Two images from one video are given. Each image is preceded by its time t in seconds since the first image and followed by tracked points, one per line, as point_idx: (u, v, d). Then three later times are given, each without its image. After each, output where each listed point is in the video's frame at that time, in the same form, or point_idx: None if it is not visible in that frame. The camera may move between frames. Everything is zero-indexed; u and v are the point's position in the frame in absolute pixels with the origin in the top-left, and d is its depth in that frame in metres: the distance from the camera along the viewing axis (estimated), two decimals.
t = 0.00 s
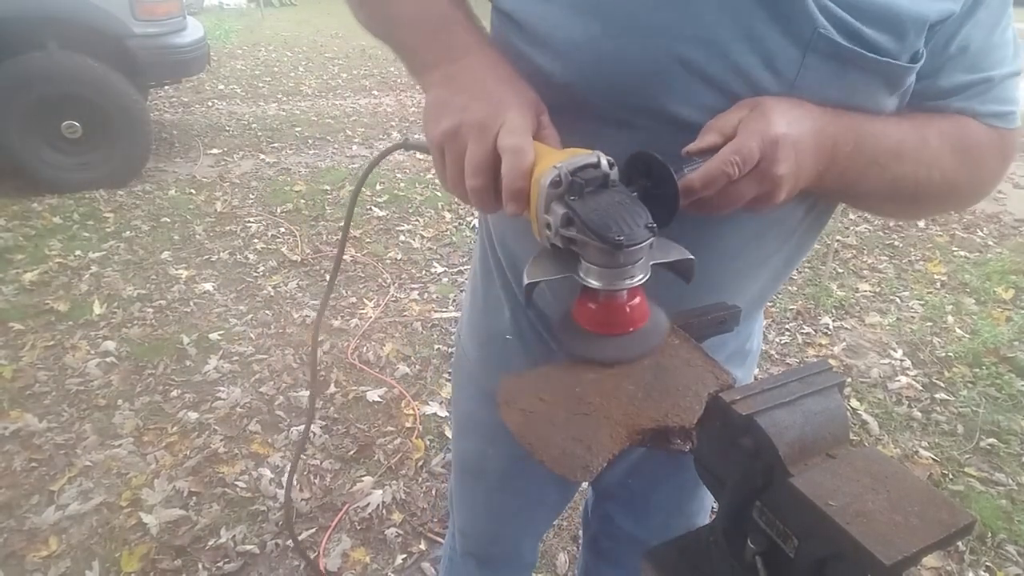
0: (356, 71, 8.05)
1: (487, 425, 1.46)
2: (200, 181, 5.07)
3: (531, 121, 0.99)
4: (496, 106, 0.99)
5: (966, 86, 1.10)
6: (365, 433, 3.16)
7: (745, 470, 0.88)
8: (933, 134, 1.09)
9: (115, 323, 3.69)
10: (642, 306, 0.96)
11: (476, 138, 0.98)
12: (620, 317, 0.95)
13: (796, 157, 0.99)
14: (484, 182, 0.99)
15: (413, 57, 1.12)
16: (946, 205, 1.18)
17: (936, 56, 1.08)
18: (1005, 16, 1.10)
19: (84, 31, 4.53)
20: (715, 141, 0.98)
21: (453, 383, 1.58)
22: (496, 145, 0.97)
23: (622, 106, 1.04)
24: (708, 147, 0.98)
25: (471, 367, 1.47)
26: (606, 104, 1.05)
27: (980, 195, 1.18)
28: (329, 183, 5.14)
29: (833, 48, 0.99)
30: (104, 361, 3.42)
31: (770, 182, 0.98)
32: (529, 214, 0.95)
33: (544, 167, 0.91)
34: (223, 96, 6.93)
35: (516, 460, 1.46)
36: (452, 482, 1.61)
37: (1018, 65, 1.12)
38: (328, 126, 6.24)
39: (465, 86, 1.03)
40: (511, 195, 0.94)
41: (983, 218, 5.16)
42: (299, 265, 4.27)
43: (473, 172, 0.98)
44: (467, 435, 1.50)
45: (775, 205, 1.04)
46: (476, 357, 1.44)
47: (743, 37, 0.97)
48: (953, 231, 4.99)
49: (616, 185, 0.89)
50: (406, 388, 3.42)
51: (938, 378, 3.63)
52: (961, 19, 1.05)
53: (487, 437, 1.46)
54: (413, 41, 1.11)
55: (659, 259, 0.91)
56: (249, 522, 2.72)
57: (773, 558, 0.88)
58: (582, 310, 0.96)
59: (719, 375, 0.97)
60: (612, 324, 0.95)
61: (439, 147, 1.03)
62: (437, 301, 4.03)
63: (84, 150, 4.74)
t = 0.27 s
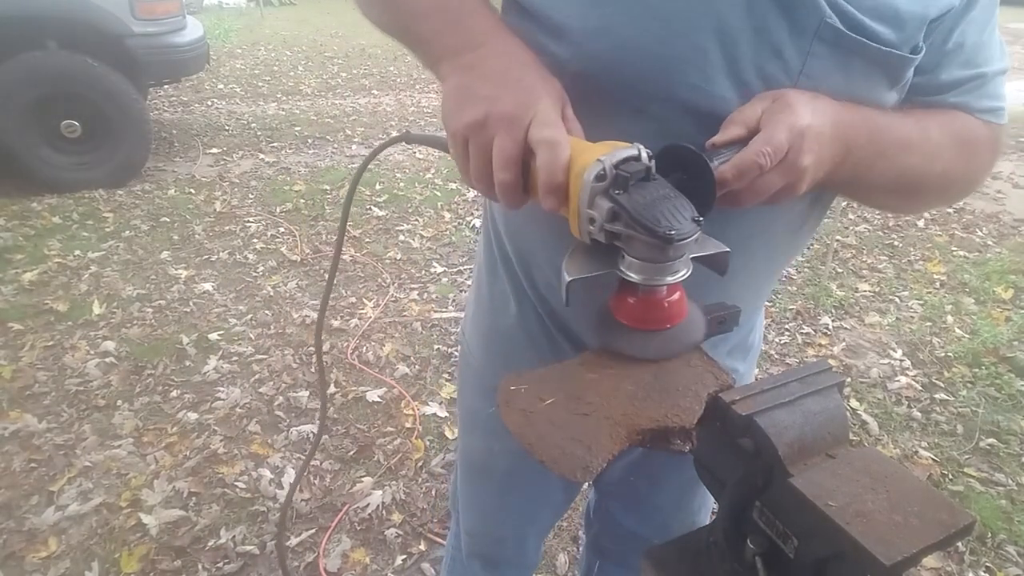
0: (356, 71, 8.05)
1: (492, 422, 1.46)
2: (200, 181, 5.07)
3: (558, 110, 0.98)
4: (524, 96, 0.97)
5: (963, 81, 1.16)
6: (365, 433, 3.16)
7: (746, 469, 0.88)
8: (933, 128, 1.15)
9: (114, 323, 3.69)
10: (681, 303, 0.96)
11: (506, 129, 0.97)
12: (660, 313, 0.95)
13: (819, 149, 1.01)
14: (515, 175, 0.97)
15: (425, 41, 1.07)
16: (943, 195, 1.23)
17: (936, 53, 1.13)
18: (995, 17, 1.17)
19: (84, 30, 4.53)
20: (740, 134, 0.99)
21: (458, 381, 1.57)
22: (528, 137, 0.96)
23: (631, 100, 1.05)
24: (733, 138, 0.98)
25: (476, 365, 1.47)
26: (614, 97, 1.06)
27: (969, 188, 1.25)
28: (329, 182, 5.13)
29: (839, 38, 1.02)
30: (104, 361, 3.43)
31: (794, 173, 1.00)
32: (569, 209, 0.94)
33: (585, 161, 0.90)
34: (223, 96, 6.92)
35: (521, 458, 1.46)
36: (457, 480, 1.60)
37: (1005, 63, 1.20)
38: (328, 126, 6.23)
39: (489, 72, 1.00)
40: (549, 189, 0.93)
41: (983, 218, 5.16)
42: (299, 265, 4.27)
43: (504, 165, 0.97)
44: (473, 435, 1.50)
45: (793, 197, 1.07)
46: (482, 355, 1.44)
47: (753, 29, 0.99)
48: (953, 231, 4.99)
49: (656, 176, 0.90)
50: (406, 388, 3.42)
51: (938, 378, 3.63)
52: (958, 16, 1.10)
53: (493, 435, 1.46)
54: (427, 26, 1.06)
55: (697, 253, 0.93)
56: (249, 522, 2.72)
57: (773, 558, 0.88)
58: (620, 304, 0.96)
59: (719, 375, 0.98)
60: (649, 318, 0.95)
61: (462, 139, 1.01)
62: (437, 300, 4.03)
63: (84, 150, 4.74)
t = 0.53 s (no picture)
0: (356, 71, 8.05)
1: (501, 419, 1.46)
2: (200, 181, 5.07)
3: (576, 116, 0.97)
4: (541, 99, 0.96)
5: (963, 82, 1.21)
6: (365, 433, 3.16)
7: (746, 469, 0.88)
8: (937, 129, 1.18)
9: (115, 323, 3.69)
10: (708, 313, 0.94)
11: (522, 134, 0.95)
12: (687, 322, 0.93)
13: (844, 148, 1.01)
14: (531, 181, 0.96)
15: (448, 44, 1.07)
16: (947, 198, 1.26)
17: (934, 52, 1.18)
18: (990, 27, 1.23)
19: (84, 31, 4.53)
20: (762, 133, 0.99)
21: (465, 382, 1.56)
22: (545, 142, 0.94)
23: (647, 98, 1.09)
24: (756, 138, 0.98)
25: (485, 363, 1.47)
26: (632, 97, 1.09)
27: (965, 196, 1.28)
28: (329, 183, 5.14)
29: (850, 38, 1.07)
30: (104, 361, 3.43)
31: (819, 172, 1.00)
32: (590, 218, 0.93)
33: (607, 169, 0.88)
34: (224, 96, 6.93)
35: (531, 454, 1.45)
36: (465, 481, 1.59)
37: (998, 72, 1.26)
38: (328, 126, 6.24)
39: (507, 74, 0.99)
40: (569, 198, 0.91)
41: (983, 218, 5.16)
42: (299, 265, 4.27)
43: (519, 171, 0.95)
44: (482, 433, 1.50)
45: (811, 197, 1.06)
46: (492, 353, 1.44)
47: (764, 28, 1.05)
48: (953, 231, 4.99)
49: (681, 183, 0.89)
50: (406, 388, 3.42)
51: (938, 378, 3.63)
52: (957, 18, 1.14)
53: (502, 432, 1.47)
54: (449, 27, 1.06)
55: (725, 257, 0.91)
56: (249, 522, 2.72)
57: (773, 559, 0.87)
58: (644, 316, 0.95)
59: (719, 375, 0.97)
60: (677, 328, 0.93)
61: (477, 144, 1.00)
62: (437, 301, 4.03)
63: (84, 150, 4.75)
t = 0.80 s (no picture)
0: (356, 71, 8.05)
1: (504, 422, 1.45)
2: (200, 181, 5.07)
3: (562, 118, 0.96)
4: (527, 98, 0.95)
5: (967, 82, 1.21)
6: (365, 433, 3.16)
7: (746, 469, 0.88)
8: (941, 140, 1.17)
9: (114, 323, 3.69)
10: (684, 318, 0.95)
11: (504, 131, 0.94)
12: (662, 328, 0.94)
13: (835, 159, 1.00)
14: (512, 178, 0.94)
15: (442, 42, 1.08)
16: (948, 208, 1.25)
17: (944, 51, 1.18)
18: (998, 28, 1.23)
19: (83, 30, 4.53)
20: (750, 139, 0.98)
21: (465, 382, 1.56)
22: (527, 140, 0.93)
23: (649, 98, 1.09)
24: (743, 144, 0.98)
25: (486, 365, 1.47)
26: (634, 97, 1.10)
27: (970, 203, 1.27)
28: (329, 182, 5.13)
29: (859, 40, 1.07)
30: (104, 361, 3.43)
31: (806, 182, 0.98)
32: (568, 219, 0.92)
33: (585, 171, 0.88)
34: (223, 96, 6.92)
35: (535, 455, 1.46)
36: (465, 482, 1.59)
37: (1004, 74, 1.26)
38: (328, 126, 6.23)
39: (493, 70, 0.99)
40: (547, 198, 0.90)
41: (983, 218, 5.16)
42: (299, 265, 4.27)
43: (500, 167, 0.94)
44: (484, 434, 1.50)
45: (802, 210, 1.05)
46: (493, 354, 1.44)
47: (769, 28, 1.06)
48: (953, 231, 4.99)
49: (659, 187, 0.89)
50: (406, 388, 3.42)
51: (938, 378, 3.63)
52: (966, 19, 1.14)
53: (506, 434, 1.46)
54: (445, 26, 1.07)
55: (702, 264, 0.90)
56: (249, 522, 2.72)
57: (773, 559, 0.87)
58: (621, 320, 0.96)
59: (720, 375, 0.97)
60: (654, 333, 0.94)
61: (461, 139, 0.99)
62: (437, 300, 4.03)
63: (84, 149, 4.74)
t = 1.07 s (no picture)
0: (356, 71, 8.05)
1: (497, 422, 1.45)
2: (200, 181, 5.07)
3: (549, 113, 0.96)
4: (515, 89, 0.95)
5: (964, 103, 1.19)
6: (365, 433, 3.16)
7: (747, 469, 0.88)
8: (925, 161, 1.16)
9: (114, 323, 3.69)
10: (650, 321, 0.94)
11: (491, 119, 0.94)
12: (626, 330, 0.92)
13: (807, 175, 1.02)
14: (494, 166, 0.94)
15: (431, 33, 1.07)
16: (934, 226, 1.25)
17: (942, 70, 1.17)
18: (1000, 49, 1.21)
19: (84, 30, 4.53)
20: (727, 155, 0.99)
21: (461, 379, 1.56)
22: (514, 129, 0.93)
23: (632, 92, 1.09)
24: (722, 159, 0.98)
25: (481, 364, 1.46)
26: (619, 91, 1.09)
27: (956, 221, 1.26)
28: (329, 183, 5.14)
29: (846, 43, 1.05)
30: (104, 361, 3.43)
31: (778, 200, 1.00)
32: (546, 210, 0.91)
33: (566, 163, 0.88)
34: (223, 96, 6.93)
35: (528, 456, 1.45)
36: (461, 480, 1.59)
37: (1005, 98, 1.24)
38: (328, 126, 6.24)
39: (485, 62, 0.99)
40: (527, 185, 0.90)
41: (983, 218, 5.16)
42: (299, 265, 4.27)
43: (484, 155, 0.93)
44: (478, 433, 1.50)
45: (777, 224, 1.07)
46: (487, 352, 1.44)
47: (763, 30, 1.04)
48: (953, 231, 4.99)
49: (638, 189, 0.89)
50: (406, 388, 3.42)
51: (938, 379, 3.63)
52: (967, 37, 1.14)
53: (499, 435, 1.46)
54: (436, 12, 1.06)
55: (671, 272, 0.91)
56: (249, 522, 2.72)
57: (773, 559, 0.87)
58: (586, 321, 0.94)
59: (720, 376, 0.96)
60: (619, 337, 0.92)
61: (446, 124, 0.98)
62: (437, 301, 4.03)
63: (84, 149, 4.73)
